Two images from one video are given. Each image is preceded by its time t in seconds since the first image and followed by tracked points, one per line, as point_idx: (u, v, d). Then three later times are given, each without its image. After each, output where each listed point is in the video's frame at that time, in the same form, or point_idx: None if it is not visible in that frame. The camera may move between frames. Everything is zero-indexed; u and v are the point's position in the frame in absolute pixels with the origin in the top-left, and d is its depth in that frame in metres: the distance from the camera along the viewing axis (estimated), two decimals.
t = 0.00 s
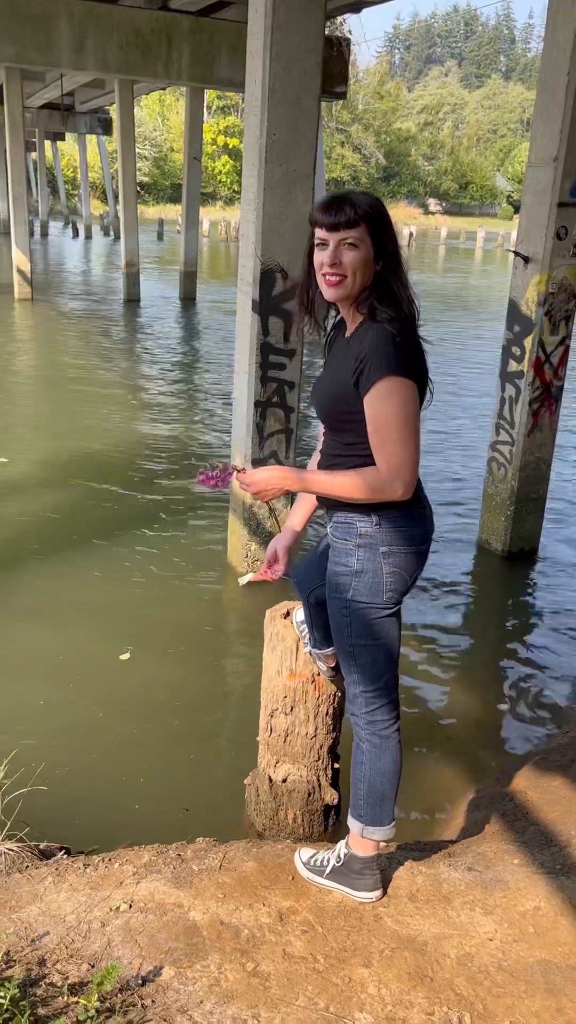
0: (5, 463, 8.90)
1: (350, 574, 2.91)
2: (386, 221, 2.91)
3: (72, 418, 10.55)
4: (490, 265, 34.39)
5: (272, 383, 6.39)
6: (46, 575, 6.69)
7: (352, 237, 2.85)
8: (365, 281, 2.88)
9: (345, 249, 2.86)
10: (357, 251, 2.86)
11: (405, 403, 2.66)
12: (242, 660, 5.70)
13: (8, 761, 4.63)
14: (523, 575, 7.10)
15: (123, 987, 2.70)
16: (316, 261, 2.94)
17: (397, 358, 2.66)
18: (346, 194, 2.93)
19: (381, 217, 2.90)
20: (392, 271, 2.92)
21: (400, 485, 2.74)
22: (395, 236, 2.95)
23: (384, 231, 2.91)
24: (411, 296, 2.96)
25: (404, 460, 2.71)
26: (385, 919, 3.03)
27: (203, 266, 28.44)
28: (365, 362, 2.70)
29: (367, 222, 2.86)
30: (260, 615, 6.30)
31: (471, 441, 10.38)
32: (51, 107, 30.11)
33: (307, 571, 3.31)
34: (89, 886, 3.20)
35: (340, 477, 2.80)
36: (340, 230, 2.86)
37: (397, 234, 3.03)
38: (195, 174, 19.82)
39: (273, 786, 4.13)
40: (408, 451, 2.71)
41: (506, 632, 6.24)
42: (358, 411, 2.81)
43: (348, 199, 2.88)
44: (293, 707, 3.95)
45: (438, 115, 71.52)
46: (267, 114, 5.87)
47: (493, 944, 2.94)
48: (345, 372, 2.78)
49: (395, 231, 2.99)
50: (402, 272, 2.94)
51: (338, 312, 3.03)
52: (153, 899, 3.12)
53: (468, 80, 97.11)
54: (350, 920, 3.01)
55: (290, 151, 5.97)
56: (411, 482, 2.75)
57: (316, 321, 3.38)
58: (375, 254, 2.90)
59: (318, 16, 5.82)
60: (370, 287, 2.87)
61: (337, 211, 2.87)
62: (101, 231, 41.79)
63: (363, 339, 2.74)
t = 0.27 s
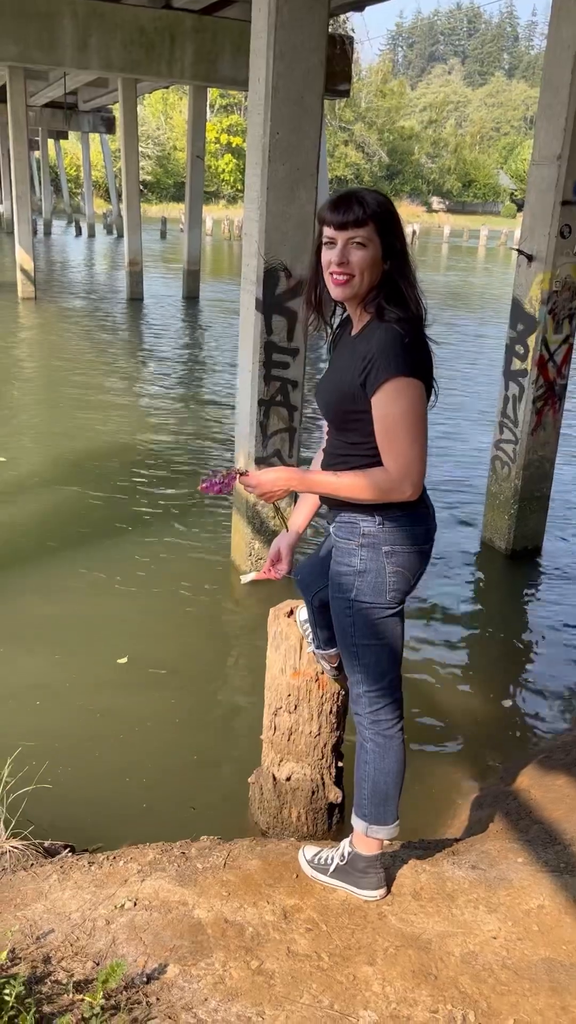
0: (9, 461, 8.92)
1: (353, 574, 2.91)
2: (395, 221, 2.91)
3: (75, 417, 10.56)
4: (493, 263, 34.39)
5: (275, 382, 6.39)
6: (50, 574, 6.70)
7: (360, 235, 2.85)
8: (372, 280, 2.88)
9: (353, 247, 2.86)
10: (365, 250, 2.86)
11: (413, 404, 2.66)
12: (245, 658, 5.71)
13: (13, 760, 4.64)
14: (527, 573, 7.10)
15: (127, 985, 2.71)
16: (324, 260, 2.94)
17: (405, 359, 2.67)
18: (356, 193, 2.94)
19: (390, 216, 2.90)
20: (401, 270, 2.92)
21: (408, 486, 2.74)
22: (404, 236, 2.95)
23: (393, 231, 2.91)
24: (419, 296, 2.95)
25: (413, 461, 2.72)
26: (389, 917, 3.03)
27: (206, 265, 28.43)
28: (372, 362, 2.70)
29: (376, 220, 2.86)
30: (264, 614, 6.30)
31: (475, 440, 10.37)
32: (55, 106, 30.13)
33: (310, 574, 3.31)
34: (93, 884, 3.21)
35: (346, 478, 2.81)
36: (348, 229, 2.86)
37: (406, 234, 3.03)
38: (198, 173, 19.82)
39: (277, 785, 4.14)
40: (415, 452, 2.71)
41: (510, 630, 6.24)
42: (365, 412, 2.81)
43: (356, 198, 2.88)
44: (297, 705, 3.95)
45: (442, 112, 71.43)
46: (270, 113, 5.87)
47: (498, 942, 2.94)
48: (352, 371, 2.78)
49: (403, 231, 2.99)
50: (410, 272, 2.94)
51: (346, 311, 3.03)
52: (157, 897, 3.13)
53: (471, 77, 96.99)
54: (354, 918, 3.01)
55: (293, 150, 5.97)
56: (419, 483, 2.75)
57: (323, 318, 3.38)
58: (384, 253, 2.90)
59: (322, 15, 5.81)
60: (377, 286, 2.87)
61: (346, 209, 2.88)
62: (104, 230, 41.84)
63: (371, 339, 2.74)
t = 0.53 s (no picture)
0: (13, 461, 8.93)
1: (355, 573, 2.90)
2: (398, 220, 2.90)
3: (78, 417, 10.56)
4: (497, 262, 34.35)
5: (278, 381, 6.39)
6: (53, 573, 6.70)
7: (363, 233, 2.84)
8: (375, 278, 2.87)
9: (356, 246, 2.85)
10: (367, 248, 2.85)
11: (417, 403, 2.65)
12: (249, 657, 5.71)
13: (16, 760, 4.64)
14: (531, 572, 7.09)
15: (130, 984, 2.70)
16: (327, 258, 2.93)
17: (409, 358, 2.66)
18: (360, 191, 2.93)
19: (393, 214, 2.89)
20: (404, 269, 2.91)
21: (412, 485, 2.73)
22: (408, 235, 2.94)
23: (396, 230, 2.90)
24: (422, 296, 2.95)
25: (416, 461, 2.71)
26: (393, 917, 3.02)
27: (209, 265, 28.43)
28: (375, 360, 2.69)
29: (379, 219, 2.85)
30: (267, 614, 6.30)
31: (479, 438, 10.36)
32: (57, 106, 30.16)
33: (314, 574, 3.30)
34: (97, 884, 3.21)
35: (348, 478, 2.80)
36: (351, 227, 2.85)
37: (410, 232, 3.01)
38: (201, 173, 19.82)
39: (281, 784, 4.13)
40: (418, 451, 2.71)
41: (514, 629, 6.23)
42: (367, 411, 2.80)
43: (360, 196, 2.87)
44: (300, 705, 3.95)
45: (445, 111, 71.35)
46: (272, 112, 5.86)
47: (501, 942, 2.94)
48: (355, 369, 2.77)
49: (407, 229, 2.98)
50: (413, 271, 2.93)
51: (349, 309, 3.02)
52: (160, 896, 3.13)
53: (474, 76, 96.73)
54: (358, 918, 3.01)
55: (296, 149, 5.96)
56: (422, 482, 2.75)
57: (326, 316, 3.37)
58: (386, 252, 2.89)
59: (324, 13, 5.80)
60: (380, 284, 2.86)
61: (348, 208, 2.87)
62: (108, 230, 41.88)
63: (374, 337, 2.74)
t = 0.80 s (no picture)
0: (17, 462, 8.94)
1: (356, 574, 2.91)
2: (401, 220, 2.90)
3: (81, 418, 10.58)
4: (500, 262, 34.32)
5: (281, 381, 6.39)
6: (57, 574, 6.71)
7: (365, 233, 2.84)
8: (378, 278, 2.87)
9: (358, 246, 2.85)
10: (370, 248, 2.85)
11: (419, 403, 2.65)
12: (252, 658, 5.71)
13: (20, 761, 4.64)
14: (534, 572, 7.08)
15: (134, 985, 2.70)
16: (330, 258, 2.94)
17: (412, 358, 2.66)
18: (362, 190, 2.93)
19: (395, 214, 2.89)
20: (407, 268, 2.90)
21: (414, 486, 2.73)
22: (410, 234, 2.94)
23: (398, 230, 2.90)
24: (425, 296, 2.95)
25: (419, 462, 2.71)
26: (397, 917, 3.02)
27: (212, 265, 28.44)
28: (377, 361, 2.69)
29: (381, 219, 2.85)
30: (270, 614, 6.29)
31: (482, 438, 10.36)
32: (60, 107, 30.20)
33: (316, 575, 3.30)
34: (101, 884, 3.21)
35: (349, 478, 2.80)
36: (354, 226, 2.85)
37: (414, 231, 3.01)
38: (204, 174, 19.84)
39: (284, 784, 4.13)
40: (420, 451, 2.70)
41: (517, 629, 6.23)
42: (370, 411, 2.80)
43: (362, 195, 2.87)
44: (304, 705, 3.95)
45: (447, 110, 71.33)
46: (274, 113, 5.86)
47: (505, 943, 2.93)
48: (357, 370, 2.77)
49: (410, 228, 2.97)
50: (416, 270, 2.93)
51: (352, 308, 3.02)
52: (164, 897, 3.13)
53: (476, 75, 96.69)
54: (362, 919, 3.01)
55: (298, 149, 5.96)
56: (425, 483, 2.75)
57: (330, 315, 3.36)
58: (389, 251, 2.89)
59: (326, 14, 5.80)
60: (383, 285, 2.86)
61: (351, 207, 2.86)
62: (110, 231, 41.95)
63: (376, 337, 2.73)
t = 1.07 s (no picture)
0: (19, 465, 8.95)
1: (358, 576, 2.90)
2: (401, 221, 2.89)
3: (84, 421, 10.58)
4: (502, 263, 34.32)
5: (283, 383, 6.39)
6: (60, 577, 6.72)
7: (367, 235, 2.84)
8: (379, 280, 2.87)
9: (360, 247, 2.85)
10: (371, 250, 2.85)
11: (421, 404, 2.65)
12: (256, 660, 5.71)
13: (22, 765, 4.63)
14: (537, 573, 7.07)
15: (138, 989, 2.70)
16: (332, 259, 2.94)
17: (414, 359, 2.66)
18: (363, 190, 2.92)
19: (397, 215, 2.88)
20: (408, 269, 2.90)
21: (416, 487, 2.73)
22: (412, 234, 2.93)
23: (400, 231, 2.89)
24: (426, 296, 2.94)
25: (421, 463, 2.70)
26: (401, 919, 3.02)
27: (214, 268, 28.46)
28: (379, 361, 2.69)
29: (382, 220, 2.85)
30: (273, 616, 6.29)
31: (484, 439, 10.35)
32: (61, 111, 30.24)
33: (320, 578, 3.30)
34: (105, 888, 3.21)
35: (351, 479, 2.80)
36: (355, 228, 2.85)
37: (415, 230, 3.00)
38: (206, 176, 19.87)
39: (288, 787, 4.13)
40: (423, 452, 2.70)
41: (521, 630, 6.22)
42: (372, 411, 2.80)
43: (363, 196, 2.86)
44: (307, 707, 3.94)
45: (449, 112, 71.35)
46: (275, 115, 5.87)
47: (510, 945, 2.93)
48: (359, 370, 2.77)
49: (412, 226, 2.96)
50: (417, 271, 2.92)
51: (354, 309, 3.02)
52: (168, 900, 3.12)
53: (478, 76, 96.72)
54: (366, 921, 3.00)
55: (299, 151, 5.97)
56: (427, 485, 2.74)
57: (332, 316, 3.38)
58: (391, 252, 2.88)
59: (327, 16, 5.81)
60: (385, 286, 2.86)
61: (352, 208, 2.86)
62: (112, 234, 42.02)
63: (379, 337, 2.74)
